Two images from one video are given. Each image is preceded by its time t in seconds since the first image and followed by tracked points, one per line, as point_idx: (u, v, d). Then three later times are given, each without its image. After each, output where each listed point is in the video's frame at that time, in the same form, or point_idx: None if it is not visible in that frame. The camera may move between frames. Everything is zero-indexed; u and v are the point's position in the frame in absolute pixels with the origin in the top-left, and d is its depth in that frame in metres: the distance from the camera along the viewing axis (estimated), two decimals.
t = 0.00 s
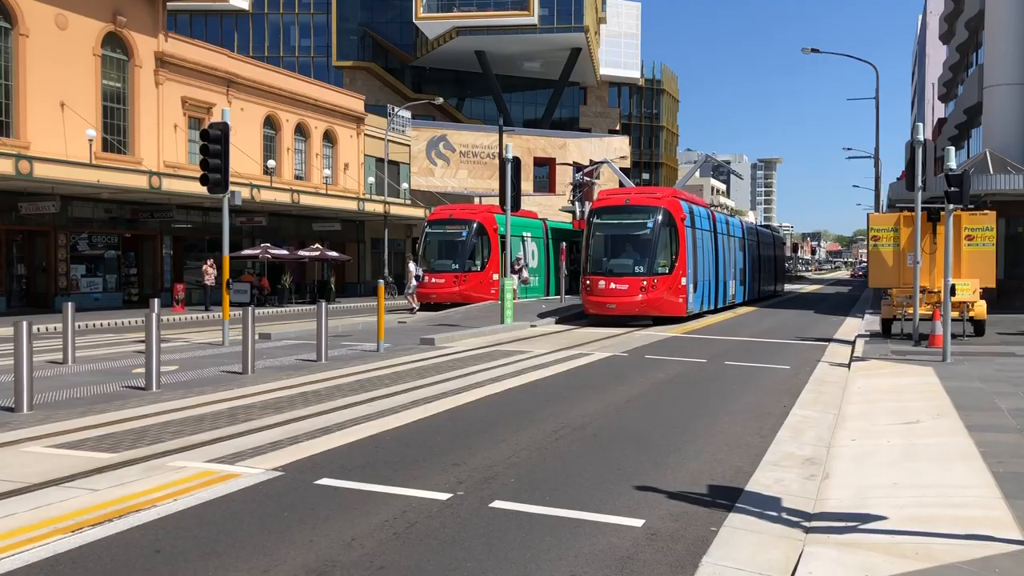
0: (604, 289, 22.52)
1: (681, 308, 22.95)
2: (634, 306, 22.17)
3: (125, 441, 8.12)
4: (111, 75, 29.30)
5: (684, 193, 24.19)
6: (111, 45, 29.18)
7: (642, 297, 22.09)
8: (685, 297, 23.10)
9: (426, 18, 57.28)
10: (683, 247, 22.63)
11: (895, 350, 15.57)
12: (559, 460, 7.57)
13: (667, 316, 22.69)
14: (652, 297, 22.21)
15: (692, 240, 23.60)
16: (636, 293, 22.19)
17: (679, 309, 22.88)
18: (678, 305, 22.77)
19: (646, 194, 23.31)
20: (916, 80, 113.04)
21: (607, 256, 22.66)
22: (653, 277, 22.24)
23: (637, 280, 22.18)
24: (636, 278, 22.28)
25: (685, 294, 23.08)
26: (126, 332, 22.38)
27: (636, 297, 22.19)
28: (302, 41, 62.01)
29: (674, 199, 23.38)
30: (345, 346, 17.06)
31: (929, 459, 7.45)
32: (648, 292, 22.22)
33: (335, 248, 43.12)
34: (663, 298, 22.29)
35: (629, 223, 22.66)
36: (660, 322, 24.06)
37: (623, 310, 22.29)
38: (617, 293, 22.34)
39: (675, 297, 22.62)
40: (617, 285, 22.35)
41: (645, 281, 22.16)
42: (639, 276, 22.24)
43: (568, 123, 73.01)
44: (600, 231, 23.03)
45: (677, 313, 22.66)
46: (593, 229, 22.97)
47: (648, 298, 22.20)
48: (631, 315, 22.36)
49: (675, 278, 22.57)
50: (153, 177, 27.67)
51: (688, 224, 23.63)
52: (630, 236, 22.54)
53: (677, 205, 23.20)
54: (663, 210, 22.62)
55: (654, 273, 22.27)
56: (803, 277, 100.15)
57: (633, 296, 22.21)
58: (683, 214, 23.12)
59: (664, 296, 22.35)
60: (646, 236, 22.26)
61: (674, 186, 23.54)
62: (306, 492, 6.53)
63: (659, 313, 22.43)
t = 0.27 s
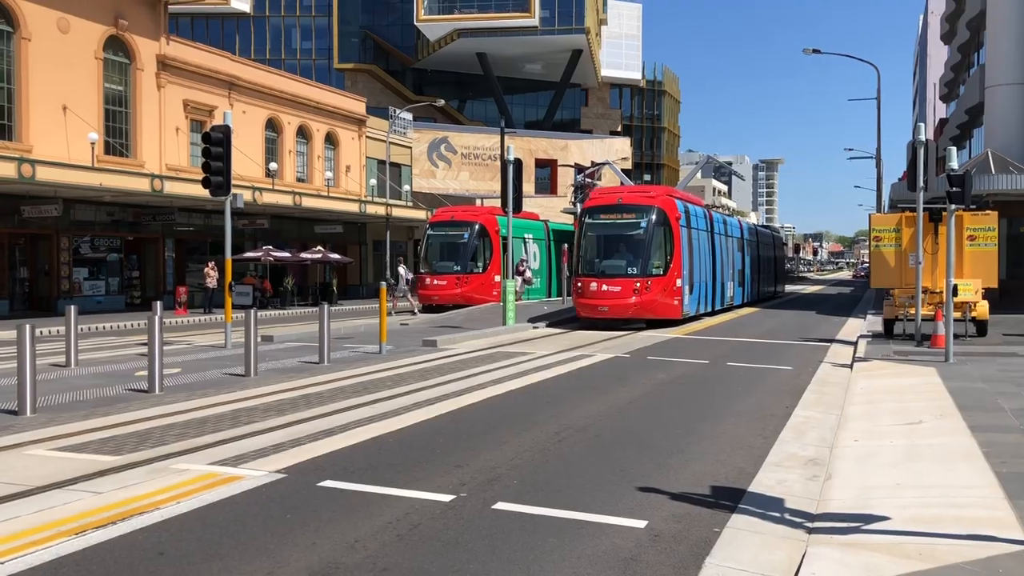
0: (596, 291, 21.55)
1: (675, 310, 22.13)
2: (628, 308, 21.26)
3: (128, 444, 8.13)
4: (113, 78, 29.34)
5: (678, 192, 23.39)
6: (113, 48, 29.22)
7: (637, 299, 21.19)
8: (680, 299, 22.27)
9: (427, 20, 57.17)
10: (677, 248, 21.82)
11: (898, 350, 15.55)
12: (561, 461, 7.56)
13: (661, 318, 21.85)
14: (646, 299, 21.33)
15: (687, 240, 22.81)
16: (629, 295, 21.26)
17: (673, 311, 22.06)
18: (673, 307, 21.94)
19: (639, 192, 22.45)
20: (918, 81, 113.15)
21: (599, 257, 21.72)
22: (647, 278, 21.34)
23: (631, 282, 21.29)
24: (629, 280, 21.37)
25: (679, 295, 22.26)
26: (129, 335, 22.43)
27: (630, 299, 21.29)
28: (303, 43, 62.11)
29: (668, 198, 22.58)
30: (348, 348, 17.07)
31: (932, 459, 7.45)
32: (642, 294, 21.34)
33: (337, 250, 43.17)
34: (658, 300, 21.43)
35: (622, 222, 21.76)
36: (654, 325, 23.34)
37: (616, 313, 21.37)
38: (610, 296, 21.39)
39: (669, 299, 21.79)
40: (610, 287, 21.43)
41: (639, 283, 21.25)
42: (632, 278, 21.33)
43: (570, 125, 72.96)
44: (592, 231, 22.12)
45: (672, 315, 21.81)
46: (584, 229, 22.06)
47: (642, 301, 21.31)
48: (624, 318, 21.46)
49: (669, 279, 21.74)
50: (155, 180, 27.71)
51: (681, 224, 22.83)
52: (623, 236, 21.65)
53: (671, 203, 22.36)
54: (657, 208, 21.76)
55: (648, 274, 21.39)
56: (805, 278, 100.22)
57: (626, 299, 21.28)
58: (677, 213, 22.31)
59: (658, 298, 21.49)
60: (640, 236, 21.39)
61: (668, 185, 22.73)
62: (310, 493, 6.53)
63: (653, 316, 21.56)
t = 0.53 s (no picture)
0: (586, 293, 20.68)
1: (670, 312, 21.22)
2: (620, 311, 20.37)
3: (130, 447, 8.13)
4: (113, 82, 29.37)
5: (672, 189, 22.50)
6: (113, 52, 29.25)
7: (628, 301, 20.31)
8: (674, 301, 21.38)
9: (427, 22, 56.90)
10: (671, 247, 20.93)
11: (900, 350, 15.53)
12: (563, 463, 7.54)
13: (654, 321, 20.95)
14: (639, 301, 20.44)
15: (681, 239, 21.92)
16: (620, 297, 20.39)
17: (668, 314, 21.19)
18: (667, 309, 21.07)
19: (631, 190, 21.56)
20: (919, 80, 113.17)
21: (589, 258, 20.84)
22: (639, 279, 20.47)
23: (622, 283, 20.39)
24: (621, 281, 20.48)
25: (674, 297, 21.37)
26: (131, 338, 22.44)
27: (622, 301, 20.40)
28: (304, 46, 62.15)
29: (661, 196, 21.70)
30: (349, 350, 17.08)
31: (935, 459, 7.44)
32: (634, 296, 20.45)
33: (338, 252, 43.19)
34: (651, 302, 20.55)
35: (613, 222, 20.87)
36: (647, 327, 22.57)
37: (607, 316, 20.47)
38: (600, 298, 20.51)
39: (663, 301, 20.91)
40: (601, 289, 20.53)
41: (630, 284, 20.37)
42: (624, 279, 20.45)
43: (570, 126, 72.77)
44: (582, 231, 21.24)
45: (665, 318, 20.97)
46: (574, 229, 21.18)
47: (634, 303, 20.42)
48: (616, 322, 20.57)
49: (663, 280, 20.86)
50: (156, 183, 27.72)
51: (676, 222, 21.95)
52: (614, 237, 20.78)
53: (665, 202, 21.47)
54: (650, 207, 20.87)
55: (641, 275, 20.49)
56: (806, 278, 100.29)
57: (618, 301, 20.40)
58: (672, 212, 21.45)
59: (651, 300, 20.61)
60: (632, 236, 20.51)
61: (661, 182, 21.83)
62: (312, 496, 6.53)
63: (646, 319, 20.69)
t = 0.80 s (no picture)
0: (574, 295, 19.69)
1: (661, 314, 20.26)
2: (609, 313, 19.36)
3: (132, 450, 8.13)
4: (114, 85, 29.39)
5: (663, 186, 21.56)
6: (113, 55, 29.28)
7: (618, 303, 19.32)
8: (666, 302, 20.42)
9: (427, 23, 56.60)
10: (662, 246, 19.97)
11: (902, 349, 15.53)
12: (564, 464, 7.53)
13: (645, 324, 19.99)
14: (629, 303, 19.47)
15: (672, 238, 20.97)
16: (609, 298, 19.39)
17: (659, 316, 20.24)
18: (658, 311, 20.12)
19: (620, 187, 20.61)
20: (919, 79, 113.11)
21: (577, 258, 19.85)
22: (629, 280, 19.47)
23: (611, 284, 19.40)
24: (610, 282, 19.49)
25: (665, 298, 20.42)
26: (133, 340, 22.47)
27: (612, 303, 19.41)
28: (304, 48, 62.20)
29: (652, 193, 20.75)
30: (351, 352, 17.06)
31: (937, 458, 7.43)
32: (624, 298, 19.46)
33: (339, 254, 43.18)
34: (641, 304, 19.58)
35: (602, 221, 19.89)
36: (638, 330, 21.67)
37: (596, 319, 19.47)
38: (588, 300, 19.51)
39: (654, 302, 19.94)
40: (589, 290, 19.52)
41: (620, 285, 19.37)
42: (613, 280, 19.45)
43: (570, 127, 72.58)
44: (570, 230, 20.25)
45: (656, 320, 20.01)
46: (561, 227, 20.21)
47: (624, 305, 19.43)
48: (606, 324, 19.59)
49: (654, 281, 19.90)
50: (157, 186, 27.74)
51: (667, 221, 21.01)
52: (603, 235, 19.79)
53: (656, 199, 20.51)
54: (640, 204, 19.91)
55: (631, 276, 19.51)
56: (807, 278, 100.27)
57: (606, 303, 19.40)
58: (663, 210, 20.48)
59: (642, 302, 19.64)
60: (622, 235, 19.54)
61: (652, 178, 20.89)
62: (314, 498, 6.53)
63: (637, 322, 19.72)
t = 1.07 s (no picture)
0: (560, 296, 18.72)
1: (653, 316, 19.32)
2: (597, 316, 18.40)
3: (135, 451, 8.14)
4: (116, 86, 29.42)
5: (655, 182, 20.63)
6: (115, 56, 29.32)
7: (606, 305, 18.37)
8: (657, 304, 19.46)
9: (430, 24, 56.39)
10: (653, 245, 19.01)
11: (905, 347, 15.59)
12: (567, 464, 7.53)
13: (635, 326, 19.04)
14: (618, 305, 18.50)
15: (665, 236, 20.03)
16: (597, 300, 18.43)
17: (651, 318, 19.28)
18: (649, 313, 19.16)
19: (610, 183, 19.68)
20: (921, 78, 112.91)
21: (563, 257, 18.90)
22: (618, 280, 18.50)
23: (599, 285, 18.43)
24: (597, 283, 18.52)
25: (657, 300, 19.46)
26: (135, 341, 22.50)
27: (600, 305, 18.44)
28: (306, 48, 62.39)
29: (643, 188, 19.82)
30: (353, 352, 17.07)
31: (940, 457, 7.42)
32: (613, 299, 18.50)
33: (342, 254, 43.19)
34: (631, 306, 18.61)
35: (590, 218, 18.94)
36: (627, 333, 20.74)
37: (583, 322, 18.51)
38: (575, 302, 18.55)
39: (644, 303, 18.98)
40: (576, 291, 18.57)
41: (608, 286, 18.41)
42: (601, 280, 18.48)
43: (571, 127, 72.41)
44: (557, 228, 19.32)
45: (648, 323, 19.05)
46: (548, 225, 19.28)
47: (613, 307, 18.46)
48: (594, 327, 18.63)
49: (645, 282, 18.94)
50: (159, 187, 27.76)
51: (660, 218, 20.06)
52: (591, 234, 18.83)
53: (647, 195, 19.56)
54: (631, 200, 18.96)
55: (620, 276, 18.54)
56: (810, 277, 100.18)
57: (594, 304, 18.44)
58: (654, 207, 19.53)
59: (632, 304, 18.68)
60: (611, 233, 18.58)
61: (643, 174, 19.95)
62: (317, 498, 6.54)
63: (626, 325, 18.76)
